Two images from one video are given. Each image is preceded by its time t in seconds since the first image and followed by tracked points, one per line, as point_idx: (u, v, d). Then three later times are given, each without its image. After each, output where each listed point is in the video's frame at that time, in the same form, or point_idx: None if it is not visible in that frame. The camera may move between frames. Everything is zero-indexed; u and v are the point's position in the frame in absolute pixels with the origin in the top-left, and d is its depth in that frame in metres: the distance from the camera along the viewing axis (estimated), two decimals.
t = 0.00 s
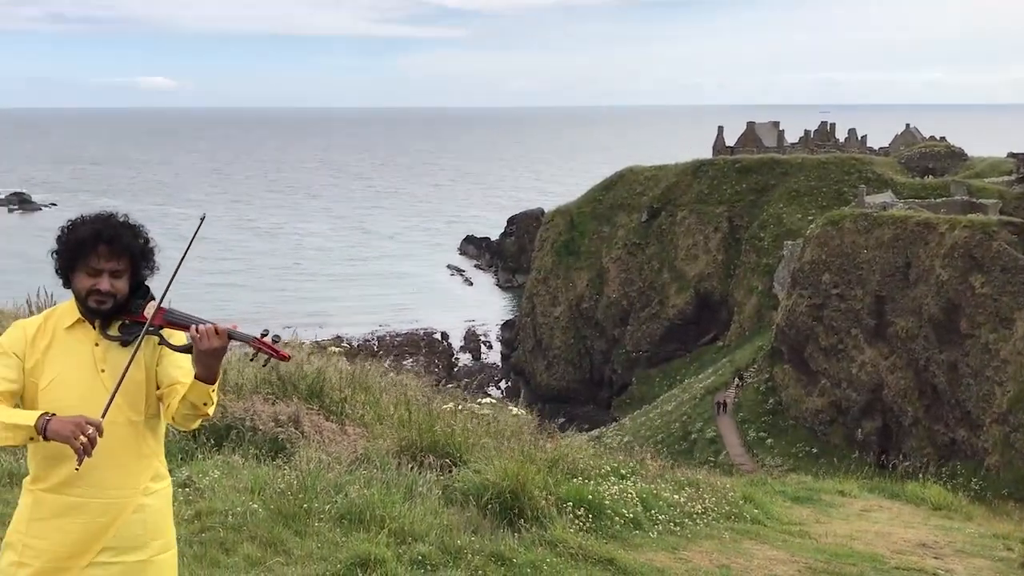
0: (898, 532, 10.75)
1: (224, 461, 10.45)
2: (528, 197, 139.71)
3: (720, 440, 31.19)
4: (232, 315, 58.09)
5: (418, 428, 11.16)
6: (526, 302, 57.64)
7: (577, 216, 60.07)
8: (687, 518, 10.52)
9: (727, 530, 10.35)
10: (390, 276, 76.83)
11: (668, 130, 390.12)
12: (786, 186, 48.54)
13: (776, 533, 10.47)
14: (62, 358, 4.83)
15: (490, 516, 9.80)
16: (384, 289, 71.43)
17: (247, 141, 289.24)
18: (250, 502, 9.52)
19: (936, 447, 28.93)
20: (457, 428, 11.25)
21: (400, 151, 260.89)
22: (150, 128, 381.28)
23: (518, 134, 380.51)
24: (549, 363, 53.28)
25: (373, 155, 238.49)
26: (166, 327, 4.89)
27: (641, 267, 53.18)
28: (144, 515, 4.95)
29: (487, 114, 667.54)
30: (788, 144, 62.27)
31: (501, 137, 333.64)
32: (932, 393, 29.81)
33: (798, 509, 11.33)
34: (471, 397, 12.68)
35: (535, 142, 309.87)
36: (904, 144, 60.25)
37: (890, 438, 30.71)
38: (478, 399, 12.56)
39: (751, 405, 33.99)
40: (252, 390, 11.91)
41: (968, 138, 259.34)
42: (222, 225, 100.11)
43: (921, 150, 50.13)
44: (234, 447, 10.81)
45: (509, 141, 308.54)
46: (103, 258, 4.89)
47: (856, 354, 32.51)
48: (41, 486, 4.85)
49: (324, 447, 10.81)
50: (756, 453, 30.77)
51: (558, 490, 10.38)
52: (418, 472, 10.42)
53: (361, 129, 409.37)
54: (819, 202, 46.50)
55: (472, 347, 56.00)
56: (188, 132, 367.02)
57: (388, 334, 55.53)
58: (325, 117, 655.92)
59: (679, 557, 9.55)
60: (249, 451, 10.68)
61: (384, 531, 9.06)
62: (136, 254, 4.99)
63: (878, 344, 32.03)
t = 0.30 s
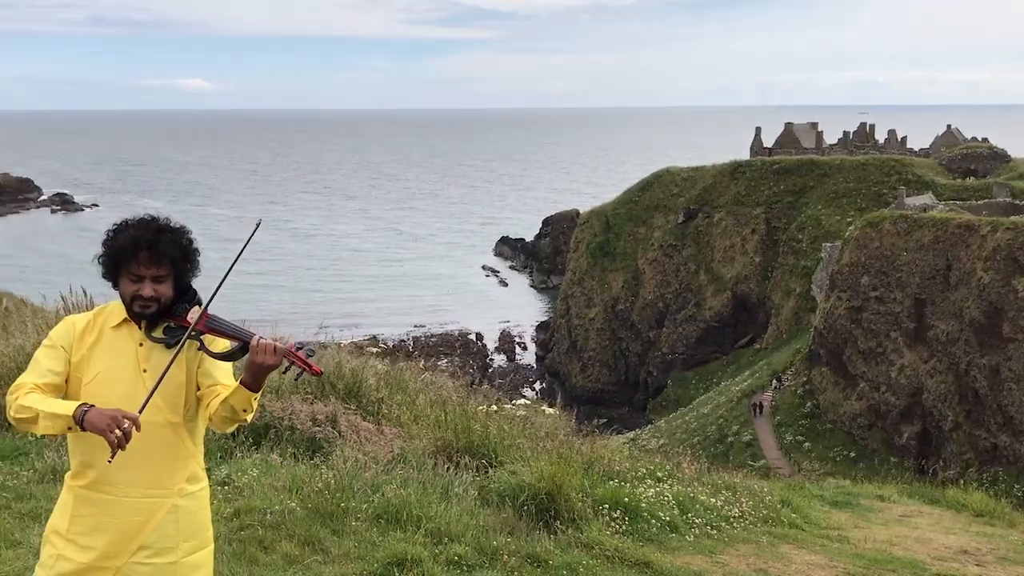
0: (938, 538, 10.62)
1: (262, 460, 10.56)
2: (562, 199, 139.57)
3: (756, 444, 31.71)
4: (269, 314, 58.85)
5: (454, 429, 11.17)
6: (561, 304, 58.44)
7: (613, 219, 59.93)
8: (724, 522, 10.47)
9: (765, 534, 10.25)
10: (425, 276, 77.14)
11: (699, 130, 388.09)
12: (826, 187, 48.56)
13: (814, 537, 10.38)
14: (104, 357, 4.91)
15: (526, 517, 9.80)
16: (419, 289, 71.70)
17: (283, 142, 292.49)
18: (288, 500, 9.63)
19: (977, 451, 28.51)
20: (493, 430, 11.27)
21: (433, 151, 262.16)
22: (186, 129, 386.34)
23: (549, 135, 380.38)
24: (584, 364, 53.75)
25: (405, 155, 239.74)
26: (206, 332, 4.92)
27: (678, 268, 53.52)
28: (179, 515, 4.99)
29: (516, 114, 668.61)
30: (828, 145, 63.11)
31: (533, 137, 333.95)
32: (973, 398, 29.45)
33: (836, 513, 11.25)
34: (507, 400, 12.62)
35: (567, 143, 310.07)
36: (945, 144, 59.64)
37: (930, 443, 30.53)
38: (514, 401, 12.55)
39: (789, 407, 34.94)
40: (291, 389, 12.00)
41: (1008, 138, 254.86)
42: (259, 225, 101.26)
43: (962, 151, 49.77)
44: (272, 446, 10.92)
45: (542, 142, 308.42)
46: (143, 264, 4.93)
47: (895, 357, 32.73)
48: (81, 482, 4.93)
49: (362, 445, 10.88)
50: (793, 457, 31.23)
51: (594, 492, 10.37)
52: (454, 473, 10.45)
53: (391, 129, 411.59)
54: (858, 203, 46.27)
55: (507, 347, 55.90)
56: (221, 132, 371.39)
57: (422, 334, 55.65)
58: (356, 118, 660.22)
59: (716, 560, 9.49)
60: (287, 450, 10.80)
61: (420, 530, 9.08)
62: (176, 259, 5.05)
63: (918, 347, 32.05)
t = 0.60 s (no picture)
0: (978, 550, 10.44)
1: (296, 463, 10.60)
2: (596, 203, 139.09)
3: (792, 450, 31.35)
4: (303, 317, 59.36)
5: (487, 434, 11.12)
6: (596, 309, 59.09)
7: (646, 223, 60.62)
8: (758, 530, 10.35)
9: (801, 543, 10.12)
10: (459, 281, 77.25)
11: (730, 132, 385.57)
12: (865, 191, 47.81)
13: (850, 547, 10.22)
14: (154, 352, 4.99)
15: (559, 522, 9.74)
16: (452, 293, 71.86)
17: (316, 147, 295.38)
18: (321, 503, 9.69)
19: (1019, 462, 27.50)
20: (526, 434, 11.22)
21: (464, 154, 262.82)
22: (219, 131, 390.31)
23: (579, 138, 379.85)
24: (618, 370, 53.94)
25: (435, 158, 240.54)
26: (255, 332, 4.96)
27: (712, 272, 53.48)
28: (218, 516, 5.00)
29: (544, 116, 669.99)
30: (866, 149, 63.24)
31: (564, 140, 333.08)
32: (1015, 406, 28.79)
33: (873, 522, 11.10)
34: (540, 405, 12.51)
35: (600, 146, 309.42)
36: (987, 148, 58.84)
37: (969, 452, 29.80)
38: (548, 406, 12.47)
39: (825, 414, 34.22)
40: (325, 393, 12.03)
41: None
42: (293, 229, 102.10)
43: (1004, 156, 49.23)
44: (306, 449, 10.94)
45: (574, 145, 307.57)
46: (200, 262, 5.04)
47: (934, 364, 32.26)
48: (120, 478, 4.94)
49: (395, 450, 10.90)
50: (830, 464, 30.66)
51: (627, 499, 10.31)
52: (487, 478, 10.43)
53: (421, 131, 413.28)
54: (896, 208, 45.47)
55: (539, 352, 55.77)
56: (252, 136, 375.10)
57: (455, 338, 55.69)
58: (385, 120, 663.36)
59: (751, 569, 9.37)
60: (321, 453, 10.84)
61: (453, 535, 9.09)
62: (228, 257, 5.18)
63: (958, 355, 31.69)
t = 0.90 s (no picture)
0: None
1: (320, 473, 10.27)
2: (626, 206, 137.86)
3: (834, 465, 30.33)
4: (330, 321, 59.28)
5: (518, 444, 10.75)
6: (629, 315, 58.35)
7: (683, 226, 60.26)
8: (800, 548, 9.87)
9: (846, 562, 9.61)
10: (488, 285, 76.72)
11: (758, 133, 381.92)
12: (911, 195, 47.34)
13: (899, 566, 9.73)
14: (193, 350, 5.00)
15: (592, 538, 9.33)
16: (481, 297, 71.34)
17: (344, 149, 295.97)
18: (346, 515, 9.33)
19: None
20: (559, 445, 10.83)
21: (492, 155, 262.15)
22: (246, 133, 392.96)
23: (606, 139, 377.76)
24: (652, 380, 53.22)
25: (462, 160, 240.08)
26: (299, 327, 5.11)
27: (751, 279, 53.29)
28: (256, 517, 5.03)
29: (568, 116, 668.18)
30: (913, 150, 62.74)
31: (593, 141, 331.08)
32: None
33: (922, 541, 10.65)
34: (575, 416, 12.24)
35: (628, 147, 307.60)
36: None
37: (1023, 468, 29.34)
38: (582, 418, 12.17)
39: (869, 427, 33.47)
40: (351, 401, 11.70)
41: None
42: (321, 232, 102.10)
43: None
44: (331, 458, 10.63)
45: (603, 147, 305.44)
46: (246, 256, 5.13)
47: (985, 376, 32.07)
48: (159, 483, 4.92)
49: (423, 460, 10.57)
50: (874, 480, 29.81)
51: (663, 514, 9.88)
52: (518, 490, 10.04)
53: (446, 133, 413.21)
54: (946, 212, 44.81)
55: (570, 360, 54.75)
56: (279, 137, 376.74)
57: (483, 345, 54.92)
58: (409, 121, 664.28)
59: None
60: (346, 463, 10.50)
61: (483, 550, 8.72)
62: (267, 256, 5.30)
63: (1010, 367, 31.66)
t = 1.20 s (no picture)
0: None
1: (341, 486, 9.80)
2: (654, 208, 136.48)
3: (880, 483, 30.25)
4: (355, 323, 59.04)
5: (547, 457, 10.23)
6: (663, 323, 57.86)
7: (721, 229, 59.99)
8: (848, 570, 9.22)
9: None
10: (516, 289, 75.99)
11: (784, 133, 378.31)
12: (963, 196, 47.70)
13: None
14: (211, 357, 4.88)
15: (625, 558, 8.76)
16: (507, 301, 70.67)
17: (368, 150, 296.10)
18: (366, 531, 8.81)
19: None
20: (591, 460, 10.30)
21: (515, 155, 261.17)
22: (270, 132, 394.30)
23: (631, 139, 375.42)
24: (687, 392, 52.79)
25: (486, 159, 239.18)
26: (326, 322, 5.07)
27: (794, 285, 52.71)
28: (278, 533, 4.89)
29: (588, 114, 665.49)
30: (964, 149, 62.87)
31: (623, 142, 328.70)
32: None
33: (976, 565, 10.06)
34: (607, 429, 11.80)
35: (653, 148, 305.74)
36: None
37: None
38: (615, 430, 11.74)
39: (919, 443, 32.86)
40: (371, 411, 11.24)
41: None
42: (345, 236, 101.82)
43: None
44: (350, 472, 10.14)
45: (630, 146, 303.35)
46: (269, 254, 5.05)
47: None
48: (184, 494, 4.84)
49: (446, 474, 10.07)
50: (922, 499, 29.53)
51: (701, 532, 9.26)
52: (547, 506, 9.49)
53: (468, 132, 412.13)
54: (999, 214, 45.57)
55: (600, 370, 53.52)
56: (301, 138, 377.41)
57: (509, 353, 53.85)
58: (430, 119, 663.83)
59: None
60: (367, 476, 10.03)
61: (509, 568, 8.15)
62: (287, 254, 5.22)
63: None
